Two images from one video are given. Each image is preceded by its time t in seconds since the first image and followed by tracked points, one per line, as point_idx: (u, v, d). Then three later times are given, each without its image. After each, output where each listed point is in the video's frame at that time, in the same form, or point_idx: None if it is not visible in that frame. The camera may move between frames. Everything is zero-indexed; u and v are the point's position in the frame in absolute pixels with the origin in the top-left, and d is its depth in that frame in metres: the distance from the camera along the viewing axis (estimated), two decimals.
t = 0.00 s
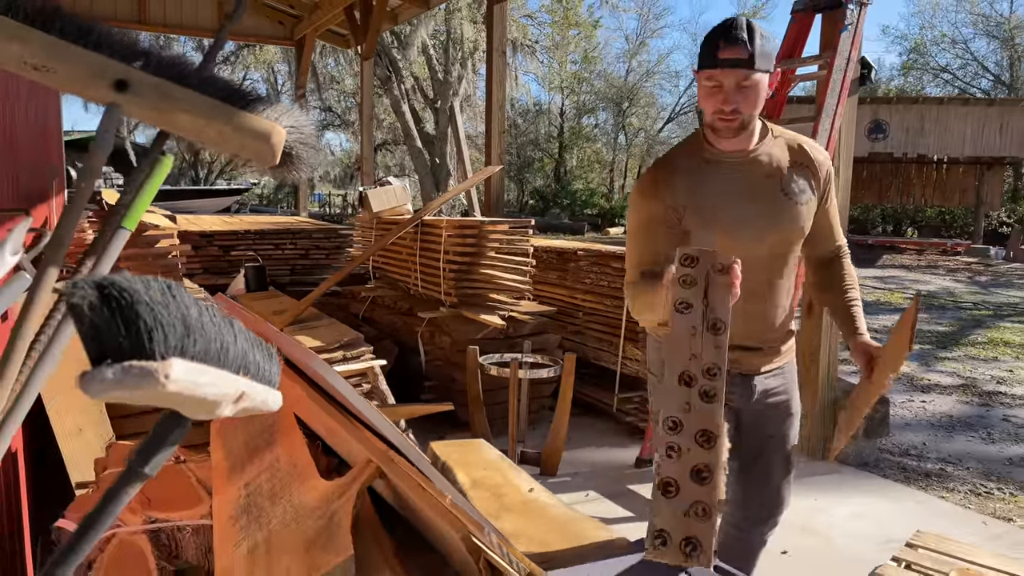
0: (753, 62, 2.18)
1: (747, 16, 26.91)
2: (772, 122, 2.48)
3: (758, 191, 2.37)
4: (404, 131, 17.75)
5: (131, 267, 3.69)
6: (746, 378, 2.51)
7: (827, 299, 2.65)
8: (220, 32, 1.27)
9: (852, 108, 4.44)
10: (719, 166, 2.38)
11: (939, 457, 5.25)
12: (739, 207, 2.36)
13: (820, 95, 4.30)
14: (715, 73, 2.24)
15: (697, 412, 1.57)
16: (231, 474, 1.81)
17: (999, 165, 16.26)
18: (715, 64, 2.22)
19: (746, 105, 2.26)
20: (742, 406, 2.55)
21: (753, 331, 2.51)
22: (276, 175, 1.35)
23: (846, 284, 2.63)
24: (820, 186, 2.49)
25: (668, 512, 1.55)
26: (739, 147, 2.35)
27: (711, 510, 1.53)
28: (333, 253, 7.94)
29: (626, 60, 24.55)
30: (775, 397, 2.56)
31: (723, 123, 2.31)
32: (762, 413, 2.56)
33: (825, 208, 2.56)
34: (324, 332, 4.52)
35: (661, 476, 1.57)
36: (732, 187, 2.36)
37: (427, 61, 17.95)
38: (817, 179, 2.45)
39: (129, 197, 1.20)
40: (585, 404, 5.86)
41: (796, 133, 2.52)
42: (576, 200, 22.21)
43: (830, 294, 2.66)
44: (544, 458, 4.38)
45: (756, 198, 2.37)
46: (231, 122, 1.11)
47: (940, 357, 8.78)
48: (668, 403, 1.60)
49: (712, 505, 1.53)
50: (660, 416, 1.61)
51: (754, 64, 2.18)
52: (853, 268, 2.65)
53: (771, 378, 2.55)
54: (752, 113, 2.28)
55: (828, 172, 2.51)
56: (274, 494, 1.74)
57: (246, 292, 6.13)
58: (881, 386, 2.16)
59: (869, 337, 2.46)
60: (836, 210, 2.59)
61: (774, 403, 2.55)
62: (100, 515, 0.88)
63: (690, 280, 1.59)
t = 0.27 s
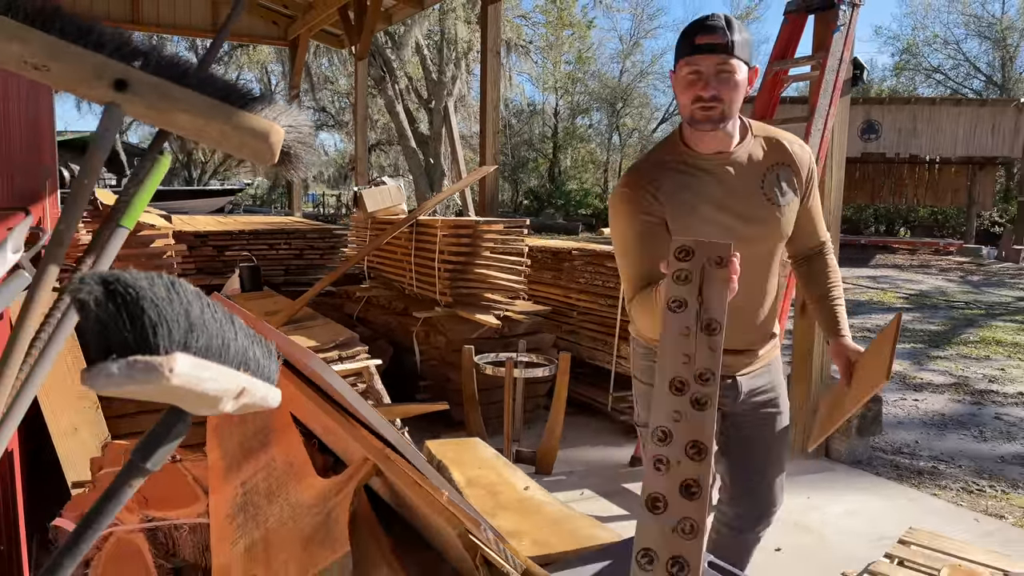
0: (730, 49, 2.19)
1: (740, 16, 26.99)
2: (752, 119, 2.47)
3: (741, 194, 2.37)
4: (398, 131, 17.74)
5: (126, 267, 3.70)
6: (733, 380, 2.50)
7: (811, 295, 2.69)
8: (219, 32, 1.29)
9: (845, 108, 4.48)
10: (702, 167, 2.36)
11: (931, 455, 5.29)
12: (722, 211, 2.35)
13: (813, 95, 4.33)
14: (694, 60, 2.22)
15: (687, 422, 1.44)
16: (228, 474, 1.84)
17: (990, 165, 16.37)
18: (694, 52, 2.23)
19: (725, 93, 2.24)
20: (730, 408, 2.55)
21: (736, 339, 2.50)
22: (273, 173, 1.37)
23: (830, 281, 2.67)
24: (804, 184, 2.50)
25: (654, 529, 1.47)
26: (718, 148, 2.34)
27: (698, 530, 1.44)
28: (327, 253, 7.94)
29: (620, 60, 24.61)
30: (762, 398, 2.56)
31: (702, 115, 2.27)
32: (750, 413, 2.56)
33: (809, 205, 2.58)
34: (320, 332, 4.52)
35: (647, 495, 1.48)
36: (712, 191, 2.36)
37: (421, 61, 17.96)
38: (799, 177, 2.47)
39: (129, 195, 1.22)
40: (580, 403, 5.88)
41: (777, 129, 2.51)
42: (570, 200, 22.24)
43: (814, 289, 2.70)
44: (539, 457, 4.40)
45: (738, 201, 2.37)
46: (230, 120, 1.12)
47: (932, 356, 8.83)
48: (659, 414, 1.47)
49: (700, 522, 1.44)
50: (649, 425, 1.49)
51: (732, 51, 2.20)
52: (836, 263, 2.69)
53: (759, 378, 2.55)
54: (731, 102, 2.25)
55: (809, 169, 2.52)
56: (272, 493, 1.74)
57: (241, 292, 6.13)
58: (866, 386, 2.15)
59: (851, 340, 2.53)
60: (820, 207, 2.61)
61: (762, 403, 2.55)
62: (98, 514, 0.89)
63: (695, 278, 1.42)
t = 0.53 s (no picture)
0: (715, 49, 2.21)
1: (735, 16, 27.07)
2: (737, 119, 2.50)
3: (725, 194, 2.39)
4: (393, 131, 17.73)
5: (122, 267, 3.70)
6: (723, 381, 2.52)
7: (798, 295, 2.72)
8: (214, 33, 1.29)
9: (838, 108, 4.51)
10: (688, 168, 2.38)
11: (924, 453, 5.33)
12: (707, 211, 2.37)
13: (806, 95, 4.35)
14: (678, 61, 2.24)
15: (677, 422, 1.42)
16: (225, 473, 1.84)
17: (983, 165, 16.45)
18: (679, 52, 2.24)
19: (710, 94, 2.25)
20: (719, 408, 2.56)
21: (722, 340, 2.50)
22: (269, 172, 1.38)
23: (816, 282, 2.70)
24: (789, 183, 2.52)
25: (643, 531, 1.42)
26: (703, 149, 2.36)
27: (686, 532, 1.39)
28: (322, 253, 7.94)
29: (615, 60, 24.68)
30: (750, 398, 2.58)
31: (687, 115, 2.29)
32: (738, 412, 2.58)
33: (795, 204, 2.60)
34: (315, 331, 4.53)
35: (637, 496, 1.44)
36: (697, 191, 2.38)
37: (416, 60, 17.96)
38: (784, 176, 2.48)
39: (126, 193, 1.22)
40: (575, 402, 5.90)
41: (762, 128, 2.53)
42: (565, 200, 22.26)
43: (801, 289, 2.73)
44: (534, 456, 4.41)
45: (723, 201, 2.39)
46: (226, 120, 1.13)
47: (925, 354, 8.89)
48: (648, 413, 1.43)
49: (689, 524, 1.40)
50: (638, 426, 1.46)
51: (717, 51, 2.21)
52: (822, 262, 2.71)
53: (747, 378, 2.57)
54: (716, 101, 2.26)
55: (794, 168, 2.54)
56: (268, 491, 1.75)
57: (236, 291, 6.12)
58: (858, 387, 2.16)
59: (839, 339, 2.55)
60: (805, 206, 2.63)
61: (750, 402, 2.57)
62: (99, 510, 0.90)
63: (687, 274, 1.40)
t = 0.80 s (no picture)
0: (706, 51, 2.22)
1: (728, 16, 27.12)
2: (728, 119, 2.51)
3: (714, 193, 2.40)
4: (387, 131, 17.72)
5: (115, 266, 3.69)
6: (712, 378, 2.52)
7: (785, 293, 2.73)
8: (209, 31, 1.30)
9: (830, 108, 4.53)
10: (676, 167, 2.39)
11: (916, 451, 5.36)
12: (696, 211, 2.38)
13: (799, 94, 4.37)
14: (669, 61, 2.26)
15: (661, 417, 1.43)
16: (217, 472, 1.81)
17: (975, 164, 16.54)
18: (670, 53, 2.26)
19: (699, 95, 2.27)
20: (708, 406, 2.56)
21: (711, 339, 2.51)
22: (263, 171, 1.38)
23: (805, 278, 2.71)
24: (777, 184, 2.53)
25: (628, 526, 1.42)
26: (692, 148, 2.37)
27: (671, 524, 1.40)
28: (316, 253, 7.92)
29: (608, 60, 24.73)
30: (741, 395, 2.58)
31: (677, 115, 2.30)
32: (727, 408, 2.59)
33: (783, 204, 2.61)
34: (309, 331, 4.53)
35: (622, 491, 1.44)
36: (685, 191, 2.38)
37: (409, 60, 17.94)
38: (772, 176, 2.50)
39: (117, 191, 1.22)
40: (569, 401, 5.91)
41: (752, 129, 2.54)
42: (559, 200, 22.25)
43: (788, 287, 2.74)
44: (528, 455, 4.42)
45: (711, 201, 2.40)
46: (219, 119, 1.13)
47: (917, 353, 8.94)
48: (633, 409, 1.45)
49: (673, 518, 1.41)
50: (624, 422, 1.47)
51: (709, 52, 2.23)
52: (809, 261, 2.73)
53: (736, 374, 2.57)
54: (706, 102, 2.28)
55: (783, 168, 2.55)
56: (261, 490, 1.74)
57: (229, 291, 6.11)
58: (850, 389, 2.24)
59: (826, 339, 2.59)
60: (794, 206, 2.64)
61: (739, 398, 2.58)
62: (90, 508, 0.90)
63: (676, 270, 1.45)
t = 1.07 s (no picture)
0: (694, 52, 2.22)
1: (721, 16, 27.18)
2: (717, 120, 2.52)
3: (703, 193, 2.41)
4: (381, 130, 17.69)
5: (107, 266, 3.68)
6: (701, 378, 2.51)
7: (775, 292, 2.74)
8: (199, 31, 1.29)
9: (822, 108, 4.55)
10: (665, 168, 2.41)
11: (907, 450, 5.38)
12: (684, 211, 2.39)
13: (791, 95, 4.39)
14: (658, 62, 2.25)
15: (643, 416, 1.47)
16: (210, 473, 1.82)
17: (966, 165, 16.64)
18: (658, 54, 2.26)
19: (688, 97, 2.27)
20: (699, 404, 2.56)
21: (699, 338, 2.51)
22: (255, 172, 1.38)
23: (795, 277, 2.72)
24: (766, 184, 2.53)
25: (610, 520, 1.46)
26: (681, 149, 2.38)
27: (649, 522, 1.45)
28: (309, 253, 7.91)
29: (602, 61, 24.78)
30: (732, 392, 2.58)
31: (666, 116, 2.30)
32: (718, 406, 2.59)
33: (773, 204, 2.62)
34: (301, 331, 4.52)
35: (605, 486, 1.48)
36: (674, 191, 2.40)
37: (403, 60, 17.93)
38: (761, 176, 2.50)
39: (109, 192, 1.22)
40: (563, 401, 5.92)
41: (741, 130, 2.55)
42: (553, 200, 22.27)
43: (777, 286, 2.75)
44: (522, 455, 4.42)
45: (699, 201, 2.41)
46: (209, 120, 1.13)
47: (909, 352, 8.99)
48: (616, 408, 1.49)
49: (651, 516, 1.45)
50: (607, 419, 1.52)
51: (696, 53, 2.23)
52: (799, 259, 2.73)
53: (727, 373, 2.57)
54: (694, 103, 2.28)
55: (772, 168, 2.56)
56: (254, 491, 1.74)
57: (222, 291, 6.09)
58: (836, 393, 2.27)
59: (815, 339, 2.62)
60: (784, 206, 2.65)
61: (730, 396, 2.57)
62: (81, 508, 0.91)
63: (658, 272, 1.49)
